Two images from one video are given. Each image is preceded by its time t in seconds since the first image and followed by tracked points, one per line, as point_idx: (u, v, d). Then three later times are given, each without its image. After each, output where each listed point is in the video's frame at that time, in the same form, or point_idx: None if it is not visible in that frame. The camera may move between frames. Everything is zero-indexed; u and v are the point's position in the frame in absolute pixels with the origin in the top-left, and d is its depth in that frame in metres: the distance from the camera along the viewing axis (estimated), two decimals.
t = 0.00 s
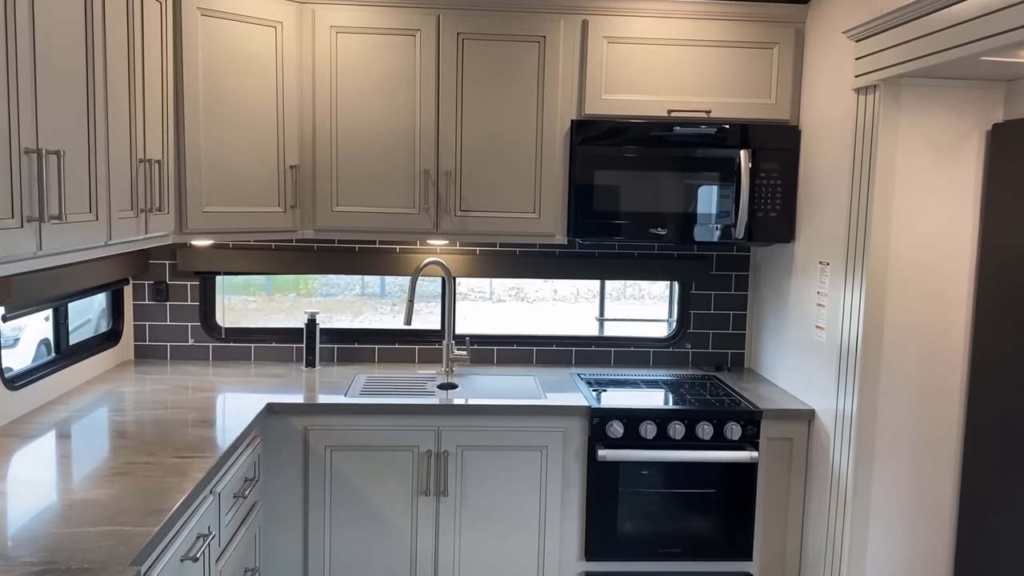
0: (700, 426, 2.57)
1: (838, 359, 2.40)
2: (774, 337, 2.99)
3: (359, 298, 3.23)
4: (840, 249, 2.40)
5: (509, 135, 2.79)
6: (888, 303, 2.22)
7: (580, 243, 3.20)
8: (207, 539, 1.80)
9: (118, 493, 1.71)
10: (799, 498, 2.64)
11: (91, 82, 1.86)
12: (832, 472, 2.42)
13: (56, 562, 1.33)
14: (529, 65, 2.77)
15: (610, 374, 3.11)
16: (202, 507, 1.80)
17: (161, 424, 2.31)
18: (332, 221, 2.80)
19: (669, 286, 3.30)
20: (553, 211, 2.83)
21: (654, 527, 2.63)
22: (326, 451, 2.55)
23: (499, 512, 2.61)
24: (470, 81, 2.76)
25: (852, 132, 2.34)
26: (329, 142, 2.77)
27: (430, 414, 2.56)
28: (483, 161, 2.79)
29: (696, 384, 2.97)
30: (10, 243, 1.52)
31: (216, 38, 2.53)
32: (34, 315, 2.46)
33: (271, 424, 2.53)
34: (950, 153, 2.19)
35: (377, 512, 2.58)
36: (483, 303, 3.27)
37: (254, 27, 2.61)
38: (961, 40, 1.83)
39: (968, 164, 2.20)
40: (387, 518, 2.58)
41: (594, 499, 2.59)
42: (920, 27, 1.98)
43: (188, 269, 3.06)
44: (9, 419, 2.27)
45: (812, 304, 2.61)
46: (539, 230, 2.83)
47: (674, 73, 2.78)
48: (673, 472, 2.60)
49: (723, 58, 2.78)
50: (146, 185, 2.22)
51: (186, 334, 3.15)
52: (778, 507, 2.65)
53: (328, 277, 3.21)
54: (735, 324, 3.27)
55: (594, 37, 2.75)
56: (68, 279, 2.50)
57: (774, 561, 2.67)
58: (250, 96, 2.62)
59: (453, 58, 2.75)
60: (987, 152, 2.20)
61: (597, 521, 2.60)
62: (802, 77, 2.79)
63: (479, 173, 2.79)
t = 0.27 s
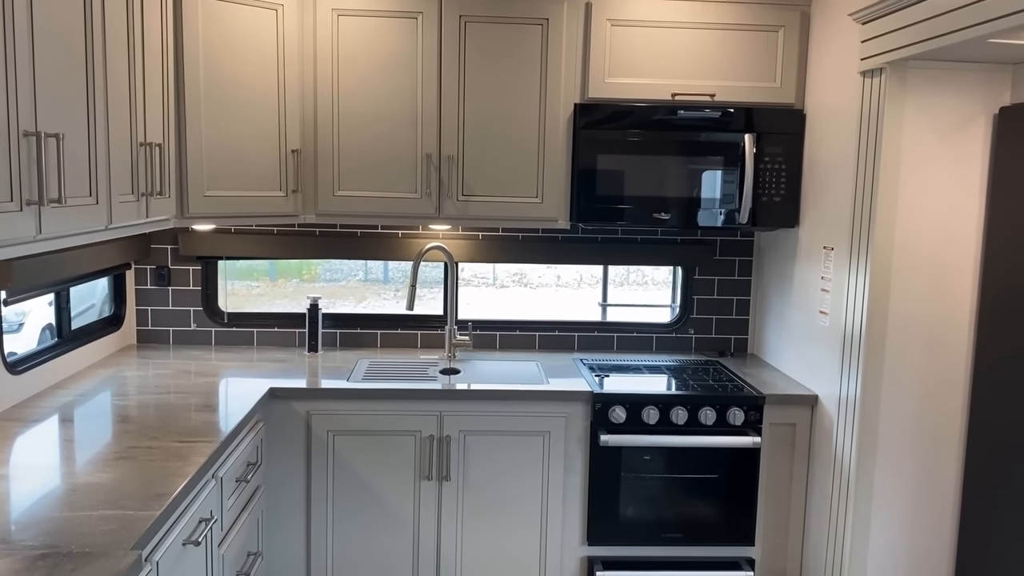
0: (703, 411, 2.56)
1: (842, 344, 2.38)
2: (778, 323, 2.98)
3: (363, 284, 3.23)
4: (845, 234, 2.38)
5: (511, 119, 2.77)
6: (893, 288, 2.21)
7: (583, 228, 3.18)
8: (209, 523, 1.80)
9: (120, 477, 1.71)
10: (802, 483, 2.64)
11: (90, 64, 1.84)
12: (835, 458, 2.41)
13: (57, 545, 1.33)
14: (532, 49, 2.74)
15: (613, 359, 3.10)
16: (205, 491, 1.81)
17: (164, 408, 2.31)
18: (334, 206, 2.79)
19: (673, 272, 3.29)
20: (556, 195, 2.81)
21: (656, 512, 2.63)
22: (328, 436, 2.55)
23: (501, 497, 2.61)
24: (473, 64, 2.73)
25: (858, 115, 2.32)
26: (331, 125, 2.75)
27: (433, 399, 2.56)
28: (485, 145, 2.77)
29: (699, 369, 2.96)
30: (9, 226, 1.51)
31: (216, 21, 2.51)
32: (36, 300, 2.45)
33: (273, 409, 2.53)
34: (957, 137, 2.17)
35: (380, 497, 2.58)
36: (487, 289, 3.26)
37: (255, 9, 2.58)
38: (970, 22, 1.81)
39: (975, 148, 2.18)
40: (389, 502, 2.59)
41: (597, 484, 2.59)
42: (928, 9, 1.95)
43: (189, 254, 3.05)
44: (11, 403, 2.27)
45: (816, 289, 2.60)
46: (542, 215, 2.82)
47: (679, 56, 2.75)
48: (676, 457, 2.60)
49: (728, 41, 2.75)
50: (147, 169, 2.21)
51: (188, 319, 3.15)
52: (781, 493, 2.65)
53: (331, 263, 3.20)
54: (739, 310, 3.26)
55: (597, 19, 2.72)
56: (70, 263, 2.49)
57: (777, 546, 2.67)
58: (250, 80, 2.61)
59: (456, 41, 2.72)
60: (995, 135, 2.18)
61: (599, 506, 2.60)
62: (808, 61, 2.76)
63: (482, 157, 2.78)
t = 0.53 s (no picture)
0: (706, 395, 2.56)
1: (846, 328, 2.37)
2: (782, 306, 2.96)
3: (366, 268, 3.21)
4: (850, 217, 2.36)
5: (515, 100, 2.74)
6: (899, 271, 2.19)
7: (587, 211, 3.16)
8: (212, 504, 1.80)
9: (122, 458, 1.71)
10: (805, 467, 2.63)
11: (90, 41, 1.83)
12: (839, 442, 2.41)
13: (59, 526, 1.32)
14: (536, 29, 2.72)
15: (616, 342, 3.09)
16: (207, 472, 1.81)
17: (167, 390, 2.31)
18: (336, 187, 2.77)
19: (676, 256, 3.27)
20: (559, 178, 2.79)
21: (658, 495, 2.62)
22: (331, 418, 2.55)
23: (503, 479, 2.61)
24: (476, 45, 2.71)
25: (864, 97, 2.29)
26: (333, 106, 2.73)
27: (436, 382, 2.55)
28: (489, 126, 2.75)
29: (702, 353, 2.95)
30: (9, 205, 1.50)
31: None
32: (38, 281, 2.45)
33: (275, 391, 2.53)
34: (964, 119, 2.15)
35: (382, 478, 2.59)
36: (490, 273, 3.25)
37: None
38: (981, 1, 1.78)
39: (983, 130, 2.16)
40: (392, 484, 2.59)
41: (599, 467, 2.59)
42: None
43: (192, 236, 3.04)
44: (14, 385, 2.27)
45: (821, 272, 2.58)
46: (545, 197, 2.80)
47: (684, 37, 2.72)
48: (679, 440, 2.59)
49: (735, 22, 2.72)
50: (148, 149, 2.20)
51: (191, 301, 3.14)
52: (784, 476, 2.65)
53: (334, 246, 3.18)
54: (743, 293, 3.25)
55: None
56: (71, 244, 2.48)
57: (779, 530, 2.67)
58: (252, 60, 2.59)
59: (459, 21, 2.69)
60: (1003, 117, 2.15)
61: (602, 489, 2.61)
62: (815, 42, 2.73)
63: (485, 139, 2.76)
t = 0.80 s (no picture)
0: (709, 378, 2.55)
1: (852, 311, 2.36)
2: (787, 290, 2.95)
3: (369, 251, 3.20)
4: (856, 199, 2.34)
5: (518, 81, 2.72)
6: (906, 254, 2.17)
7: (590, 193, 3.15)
8: (215, 486, 1.79)
9: (125, 440, 1.71)
10: (808, 450, 2.63)
11: (90, 20, 1.81)
12: (843, 425, 2.40)
13: (62, 507, 1.32)
14: (540, 9, 2.69)
15: (619, 325, 3.08)
16: (210, 454, 1.80)
17: (170, 372, 2.31)
18: (339, 168, 2.75)
19: (681, 239, 3.25)
20: (563, 159, 2.77)
21: (661, 478, 2.62)
22: (334, 400, 2.55)
23: (506, 462, 2.61)
24: (479, 25, 2.68)
25: (872, 77, 2.26)
26: (335, 86, 2.71)
27: (439, 364, 2.55)
28: (492, 108, 2.73)
29: (706, 336, 2.94)
30: (10, 185, 1.49)
31: None
32: (40, 262, 2.44)
33: (278, 373, 2.53)
34: (974, 100, 2.12)
35: (385, 460, 2.59)
36: (493, 257, 3.23)
37: None
38: None
39: (992, 111, 2.13)
40: (395, 466, 2.59)
41: (602, 450, 2.59)
42: None
43: (194, 218, 3.03)
44: (17, 366, 2.27)
45: (826, 255, 2.57)
46: (549, 179, 2.78)
47: (690, 17, 2.69)
48: (683, 423, 2.59)
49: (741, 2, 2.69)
50: (150, 129, 2.18)
51: (193, 284, 3.14)
52: (788, 460, 2.64)
53: (337, 229, 3.17)
54: (747, 277, 3.23)
55: None
56: (73, 226, 2.47)
57: (782, 513, 2.67)
58: (253, 39, 2.57)
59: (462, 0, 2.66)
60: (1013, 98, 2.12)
61: (605, 471, 2.60)
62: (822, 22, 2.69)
63: (488, 120, 2.73)
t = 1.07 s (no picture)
0: (712, 361, 2.54)
1: (856, 294, 2.35)
2: (791, 273, 2.93)
3: (371, 237, 3.19)
4: (861, 182, 2.32)
5: (521, 64, 2.70)
6: (911, 237, 2.16)
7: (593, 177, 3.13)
8: (218, 470, 1.79)
9: (128, 424, 1.71)
10: (811, 433, 2.63)
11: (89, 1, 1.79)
12: (846, 409, 2.39)
13: (65, 490, 1.32)
14: None
15: (622, 310, 3.08)
16: (213, 438, 1.80)
17: (173, 356, 2.31)
18: (340, 152, 2.73)
19: (684, 223, 3.24)
20: (566, 142, 2.75)
21: (664, 462, 2.62)
22: (337, 384, 2.55)
23: (509, 446, 2.61)
24: (481, 6, 2.66)
25: (877, 59, 2.24)
26: (336, 69, 2.69)
27: (441, 349, 2.54)
28: (494, 90, 2.71)
29: (709, 320, 2.93)
30: (10, 168, 1.48)
31: None
32: (41, 247, 2.43)
33: (281, 357, 2.53)
34: (980, 81, 2.10)
35: (389, 445, 2.59)
36: (496, 242, 3.22)
37: None
38: None
39: (999, 93, 2.11)
40: (399, 451, 2.59)
41: (605, 434, 2.59)
42: None
43: (195, 202, 3.02)
44: (19, 351, 2.27)
45: (830, 238, 2.55)
46: (552, 162, 2.76)
47: None
48: (686, 407, 2.59)
49: None
50: (150, 112, 2.16)
51: (195, 268, 3.13)
52: (791, 443, 2.64)
53: (339, 214, 3.16)
54: (751, 260, 3.22)
55: None
56: (75, 210, 2.47)
57: (785, 497, 2.67)
58: (253, 22, 2.55)
59: None
60: (1019, 80, 2.10)
61: (608, 455, 2.61)
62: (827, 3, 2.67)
63: (490, 103, 2.71)
